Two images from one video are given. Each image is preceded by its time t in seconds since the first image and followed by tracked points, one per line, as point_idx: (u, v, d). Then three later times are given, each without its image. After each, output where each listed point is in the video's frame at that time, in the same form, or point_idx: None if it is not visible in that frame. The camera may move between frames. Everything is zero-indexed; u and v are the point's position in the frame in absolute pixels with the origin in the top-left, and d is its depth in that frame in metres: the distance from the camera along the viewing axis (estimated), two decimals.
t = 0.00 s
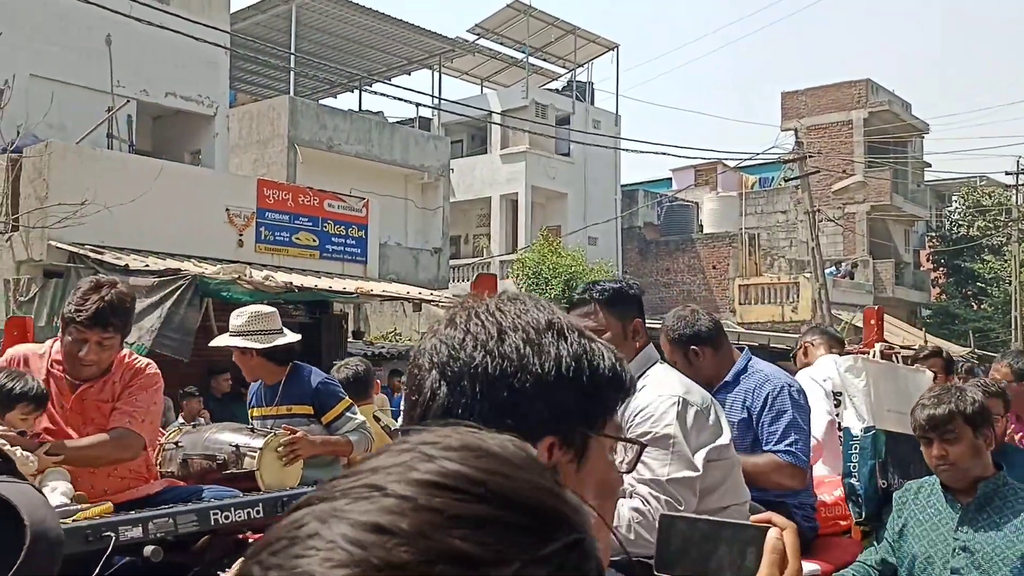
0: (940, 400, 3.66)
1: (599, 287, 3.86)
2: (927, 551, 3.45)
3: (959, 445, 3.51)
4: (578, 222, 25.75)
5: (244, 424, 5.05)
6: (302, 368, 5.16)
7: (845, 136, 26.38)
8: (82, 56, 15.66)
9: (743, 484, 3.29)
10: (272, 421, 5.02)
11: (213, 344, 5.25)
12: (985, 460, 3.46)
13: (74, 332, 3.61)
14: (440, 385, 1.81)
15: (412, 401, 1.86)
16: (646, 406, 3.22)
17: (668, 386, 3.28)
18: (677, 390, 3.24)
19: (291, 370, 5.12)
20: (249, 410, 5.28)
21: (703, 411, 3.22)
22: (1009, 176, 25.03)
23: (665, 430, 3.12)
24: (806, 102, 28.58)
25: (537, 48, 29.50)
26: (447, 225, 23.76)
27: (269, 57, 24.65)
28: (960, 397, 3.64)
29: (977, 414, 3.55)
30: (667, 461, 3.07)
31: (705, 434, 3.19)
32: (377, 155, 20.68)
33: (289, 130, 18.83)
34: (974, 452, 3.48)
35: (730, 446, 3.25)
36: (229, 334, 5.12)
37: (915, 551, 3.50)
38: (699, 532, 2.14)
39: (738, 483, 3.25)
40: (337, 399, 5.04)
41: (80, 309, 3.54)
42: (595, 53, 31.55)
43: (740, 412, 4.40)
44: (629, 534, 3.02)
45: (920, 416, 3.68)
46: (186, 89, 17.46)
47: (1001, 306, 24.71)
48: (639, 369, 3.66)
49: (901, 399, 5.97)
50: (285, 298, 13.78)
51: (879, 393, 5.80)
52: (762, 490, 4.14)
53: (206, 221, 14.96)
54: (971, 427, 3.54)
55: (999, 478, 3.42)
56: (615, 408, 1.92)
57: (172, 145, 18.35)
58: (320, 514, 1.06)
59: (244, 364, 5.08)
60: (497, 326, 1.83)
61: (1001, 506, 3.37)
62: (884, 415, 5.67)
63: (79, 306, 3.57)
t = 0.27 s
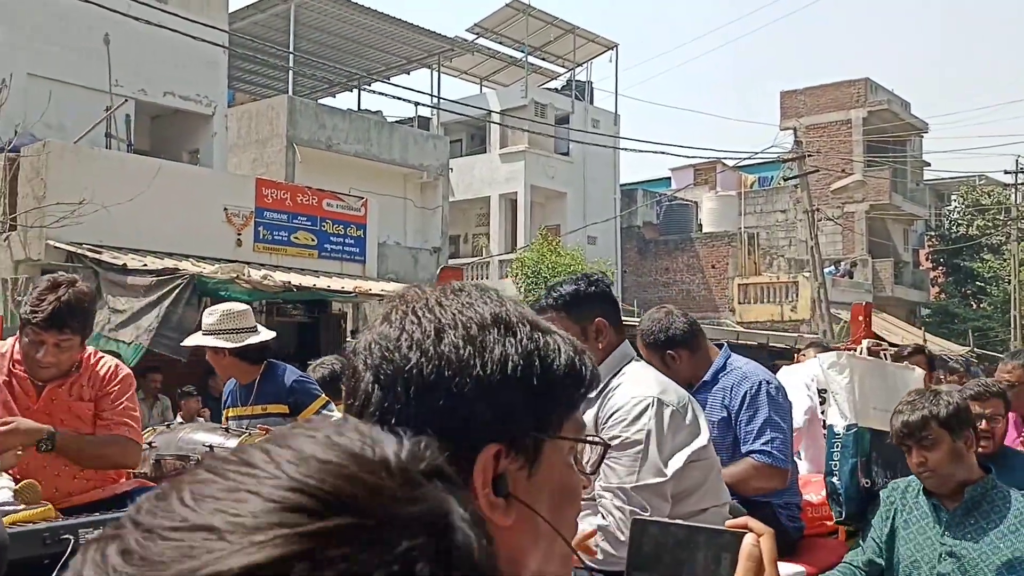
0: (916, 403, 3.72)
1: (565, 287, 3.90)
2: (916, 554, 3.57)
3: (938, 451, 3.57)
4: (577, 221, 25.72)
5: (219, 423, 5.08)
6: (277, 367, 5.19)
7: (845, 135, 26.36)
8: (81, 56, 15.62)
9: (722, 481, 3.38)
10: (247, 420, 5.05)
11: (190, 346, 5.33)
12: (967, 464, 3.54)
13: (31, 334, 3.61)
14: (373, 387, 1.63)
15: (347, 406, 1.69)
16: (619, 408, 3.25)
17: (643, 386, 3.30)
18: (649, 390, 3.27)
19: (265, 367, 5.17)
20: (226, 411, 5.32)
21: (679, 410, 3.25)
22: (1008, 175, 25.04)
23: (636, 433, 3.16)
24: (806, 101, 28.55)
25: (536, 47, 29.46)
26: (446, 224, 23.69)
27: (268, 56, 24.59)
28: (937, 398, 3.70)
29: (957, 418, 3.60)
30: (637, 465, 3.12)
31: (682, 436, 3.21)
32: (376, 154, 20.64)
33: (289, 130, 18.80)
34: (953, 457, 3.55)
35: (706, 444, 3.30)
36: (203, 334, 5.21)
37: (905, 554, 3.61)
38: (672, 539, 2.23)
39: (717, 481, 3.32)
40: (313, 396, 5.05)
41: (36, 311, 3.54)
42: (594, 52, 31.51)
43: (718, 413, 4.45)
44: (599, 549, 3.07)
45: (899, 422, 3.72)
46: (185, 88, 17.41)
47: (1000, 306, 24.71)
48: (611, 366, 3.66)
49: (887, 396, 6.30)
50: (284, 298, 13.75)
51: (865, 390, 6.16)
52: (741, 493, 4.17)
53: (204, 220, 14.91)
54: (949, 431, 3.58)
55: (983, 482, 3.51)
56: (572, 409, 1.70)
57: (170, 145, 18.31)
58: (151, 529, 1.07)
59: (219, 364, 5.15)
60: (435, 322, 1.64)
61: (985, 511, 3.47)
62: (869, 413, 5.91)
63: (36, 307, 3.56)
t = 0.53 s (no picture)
0: (895, 399, 3.80)
1: (523, 288, 3.87)
2: (894, 547, 3.66)
3: (912, 448, 3.66)
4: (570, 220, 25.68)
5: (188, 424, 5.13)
6: (243, 366, 5.23)
7: (838, 135, 26.39)
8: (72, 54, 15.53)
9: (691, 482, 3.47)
10: (215, 421, 5.10)
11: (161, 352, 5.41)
12: (942, 462, 3.62)
13: None
14: (276, 391, 1.65)
15: (259, 409, 1.71)
16: (582, 415, 3.33)
17: (606, 391, 3.37)
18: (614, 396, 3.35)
19: (231, 367, 5.20)
20: (199, 414, 5.38)
21: (644, 415, 3.33)
22: (1000, 174, 25.12)
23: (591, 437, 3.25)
24: (799, 101, 28.59)
25: (529, 47, 29.44)
26: (439, 223, 23.62)
27: (260, 55, 24.50)
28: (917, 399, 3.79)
29: (936, 416, 3.68)
30: (607, 472, 3.21)
31: (647, 442, 3.29)
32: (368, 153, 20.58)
33: (281, 129, 18.74)
34: (929, 455, 3.63)
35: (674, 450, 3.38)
36: (172, 338, 5.29)
37: (882, 549, 3.71)
38: (622, 537, 2.48)
39: (682, 483, 3.39)
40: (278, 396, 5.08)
41: None
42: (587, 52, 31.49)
43: (692, 415, 4.42)
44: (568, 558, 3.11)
45: (876, 422, 3.80)
46: (177, 87, 17.33)
47: (992, 305, 24.77)
48: (573, 373, 3.69)
49: (868, 394, 5.96)
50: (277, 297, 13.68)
51: (840, 386, 5.87)
52: (721, 494, 4.14)
53: (196, 219, 14.85)
54: (925, 428, 3.66)
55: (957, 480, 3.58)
56: (489, 408, 1.70)
57: (161, 144, 18.22)
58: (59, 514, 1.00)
59: (187, 366, 5.22)
60: (337, 324, 1.64)
61: (959, 508, 3.53)
62: (845, 411, 5.65)
63: None
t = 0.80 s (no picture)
0: (883, 397, 3.84)
1: (490, 284, 3.64)
2: (853, 546, 3.80)
3: (890, 448, 3.71)
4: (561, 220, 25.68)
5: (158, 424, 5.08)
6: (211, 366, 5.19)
7: (826, 135, 26.49)
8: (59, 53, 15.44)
9: (662, 486, 3.22)
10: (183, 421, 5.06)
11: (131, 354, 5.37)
12: (916, 466, 3.68)
13: None
14: (174, 395, 1.60)
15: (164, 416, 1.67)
16: (551, 415, 3.10)
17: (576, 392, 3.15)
18: (583, 396, 3.11)
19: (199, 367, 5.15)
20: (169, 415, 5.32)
21: (616, 418, 3.09)
22: (989, 174, 25.24)
23: (560, 445, 3.01)
24: (788, 101, 28.68)
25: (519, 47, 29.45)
26: (429, 223, 23.58)
27: (250, 55, 24.43)
28: (905, 400, 3.84)
29: (917, 419, 3.73)
30: (559, 478, 2.98)
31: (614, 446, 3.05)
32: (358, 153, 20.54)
33: (270, 128, 18.69)
34: (904, 457, 3.69)
35: (644, 454, 3.13)
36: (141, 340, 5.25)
37: (843, 546, 3.84)
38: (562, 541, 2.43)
39: (650, 492, 3.14)
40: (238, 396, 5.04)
41: None
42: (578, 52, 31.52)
43: (666, 415, 4.38)
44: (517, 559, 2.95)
45: (855, 417, 3.86)
46: (166, 87, 17.26)
47: (981, 305, 24.88)
48: (543, 374, 3.46)
49: (843, 391, 6.29)
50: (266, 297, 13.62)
51: (816, 384, 6.16)
52: (694, 494, 4.10)
53: (185, 219, 14.77)
54: (904, 431, 3.72)
55: (926, 486, 3.65)
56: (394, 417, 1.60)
57: (150, 144, 18.14)
58: None
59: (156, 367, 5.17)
60: (227, 328, 1.58)
61: (923, 513, 3.62)
62: (823, 410, 6.09)
63: None
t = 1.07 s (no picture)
0: (873, 392, 3.82)
1: (478, 278, 3.46)
2: (819, 543, 3.76)
3: (870, 444, 3.68)
4: (553, 220, 25.67)
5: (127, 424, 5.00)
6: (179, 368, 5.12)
7: (818, 135, 26.55)
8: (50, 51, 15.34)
9: (638, 490, 3.12)
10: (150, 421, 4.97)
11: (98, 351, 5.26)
12: (897, 465, 3.66)
13: None
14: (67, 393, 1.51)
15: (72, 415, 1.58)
16: (525, 420, 2.96)
17: (554, 395, 3.01)
18: (558, 400, 2.98)
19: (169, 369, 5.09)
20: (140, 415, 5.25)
21: (592, 422, 2.95)
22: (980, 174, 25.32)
23: (537, 449, 2.87)
24: (780, 101, 28.72)
25: (511, 46, 29.43)
26: (422, 223, 23.54)
27: (243, 53, 24.34)
28: (894, 396, 3.82)
29: (899, 418, 3.72)
30: (534, 484, 2.83)
31: (592, 450, 2.92)
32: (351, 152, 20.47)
33: (262, 127, 18.61)
34: (884, 456, 3.66)
35: (621, 460, 2.99)
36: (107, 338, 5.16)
37: (809, 542, 3.80)
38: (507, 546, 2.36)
39: (625, 499, 3.03)
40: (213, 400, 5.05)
41: None
42: (570, 51, 31.51)
43: (644, 417, 4.30)
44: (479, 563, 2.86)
45: (839, 409, 3.84)
46: (159, 85, 17.17)
47: (972, 305, 24.96)
48: (519, 375, 3.36)
49: (827, 387, 5.59)
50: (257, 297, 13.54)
51: (800, 383, 5.45)
52: (673, 497, 4.05)
53: (177, 219, 14.71)
54: (888, 428, 3.70)
55: (901, 486, 3.62)
56: (257, 429, 1.40)
57: (141, 143, 18.06)
58: None
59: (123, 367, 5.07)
60: (107, 326, 1.46)
61: (895, 514, 3.59)
62: (808, 411, 5.44)
63: None
